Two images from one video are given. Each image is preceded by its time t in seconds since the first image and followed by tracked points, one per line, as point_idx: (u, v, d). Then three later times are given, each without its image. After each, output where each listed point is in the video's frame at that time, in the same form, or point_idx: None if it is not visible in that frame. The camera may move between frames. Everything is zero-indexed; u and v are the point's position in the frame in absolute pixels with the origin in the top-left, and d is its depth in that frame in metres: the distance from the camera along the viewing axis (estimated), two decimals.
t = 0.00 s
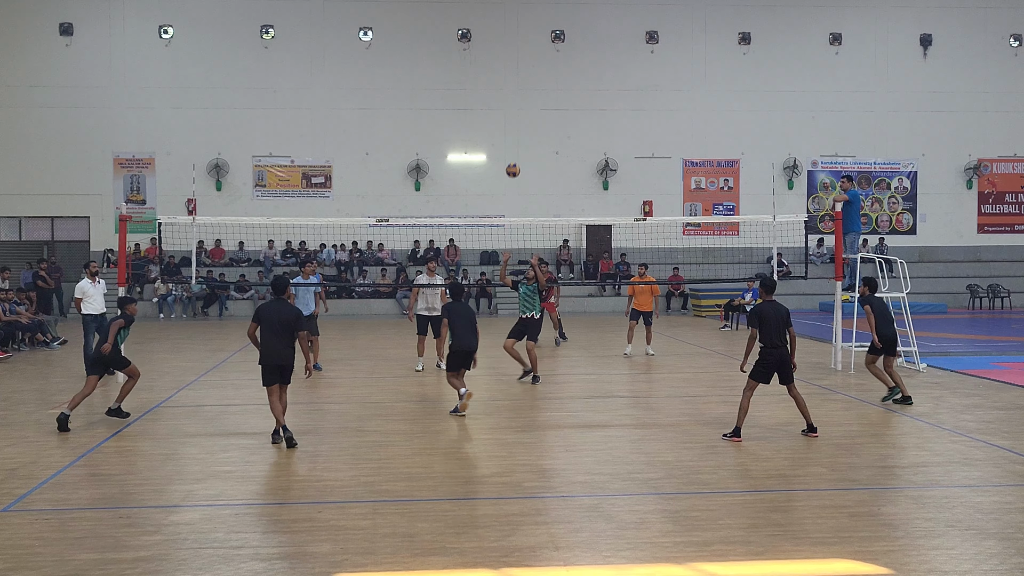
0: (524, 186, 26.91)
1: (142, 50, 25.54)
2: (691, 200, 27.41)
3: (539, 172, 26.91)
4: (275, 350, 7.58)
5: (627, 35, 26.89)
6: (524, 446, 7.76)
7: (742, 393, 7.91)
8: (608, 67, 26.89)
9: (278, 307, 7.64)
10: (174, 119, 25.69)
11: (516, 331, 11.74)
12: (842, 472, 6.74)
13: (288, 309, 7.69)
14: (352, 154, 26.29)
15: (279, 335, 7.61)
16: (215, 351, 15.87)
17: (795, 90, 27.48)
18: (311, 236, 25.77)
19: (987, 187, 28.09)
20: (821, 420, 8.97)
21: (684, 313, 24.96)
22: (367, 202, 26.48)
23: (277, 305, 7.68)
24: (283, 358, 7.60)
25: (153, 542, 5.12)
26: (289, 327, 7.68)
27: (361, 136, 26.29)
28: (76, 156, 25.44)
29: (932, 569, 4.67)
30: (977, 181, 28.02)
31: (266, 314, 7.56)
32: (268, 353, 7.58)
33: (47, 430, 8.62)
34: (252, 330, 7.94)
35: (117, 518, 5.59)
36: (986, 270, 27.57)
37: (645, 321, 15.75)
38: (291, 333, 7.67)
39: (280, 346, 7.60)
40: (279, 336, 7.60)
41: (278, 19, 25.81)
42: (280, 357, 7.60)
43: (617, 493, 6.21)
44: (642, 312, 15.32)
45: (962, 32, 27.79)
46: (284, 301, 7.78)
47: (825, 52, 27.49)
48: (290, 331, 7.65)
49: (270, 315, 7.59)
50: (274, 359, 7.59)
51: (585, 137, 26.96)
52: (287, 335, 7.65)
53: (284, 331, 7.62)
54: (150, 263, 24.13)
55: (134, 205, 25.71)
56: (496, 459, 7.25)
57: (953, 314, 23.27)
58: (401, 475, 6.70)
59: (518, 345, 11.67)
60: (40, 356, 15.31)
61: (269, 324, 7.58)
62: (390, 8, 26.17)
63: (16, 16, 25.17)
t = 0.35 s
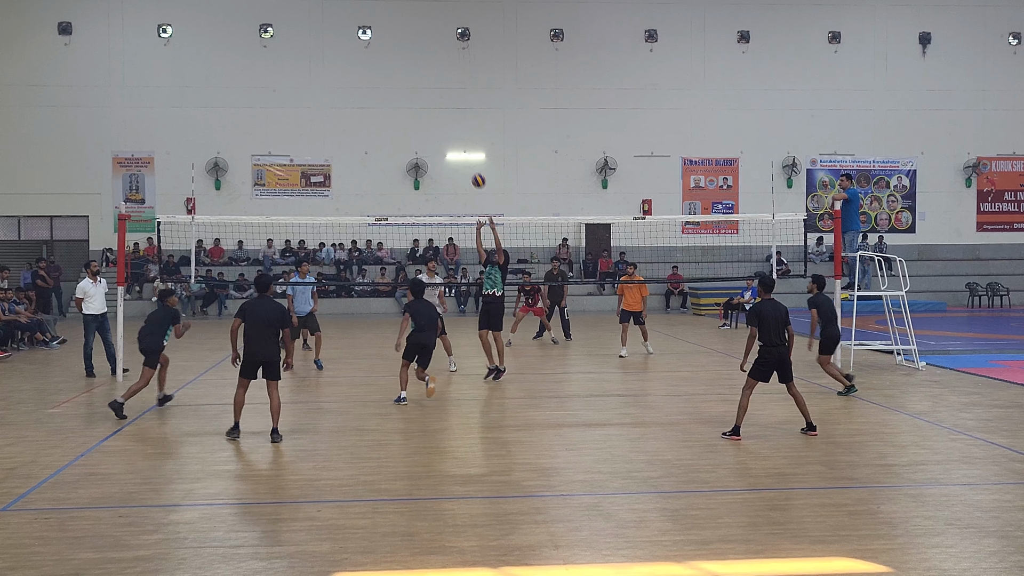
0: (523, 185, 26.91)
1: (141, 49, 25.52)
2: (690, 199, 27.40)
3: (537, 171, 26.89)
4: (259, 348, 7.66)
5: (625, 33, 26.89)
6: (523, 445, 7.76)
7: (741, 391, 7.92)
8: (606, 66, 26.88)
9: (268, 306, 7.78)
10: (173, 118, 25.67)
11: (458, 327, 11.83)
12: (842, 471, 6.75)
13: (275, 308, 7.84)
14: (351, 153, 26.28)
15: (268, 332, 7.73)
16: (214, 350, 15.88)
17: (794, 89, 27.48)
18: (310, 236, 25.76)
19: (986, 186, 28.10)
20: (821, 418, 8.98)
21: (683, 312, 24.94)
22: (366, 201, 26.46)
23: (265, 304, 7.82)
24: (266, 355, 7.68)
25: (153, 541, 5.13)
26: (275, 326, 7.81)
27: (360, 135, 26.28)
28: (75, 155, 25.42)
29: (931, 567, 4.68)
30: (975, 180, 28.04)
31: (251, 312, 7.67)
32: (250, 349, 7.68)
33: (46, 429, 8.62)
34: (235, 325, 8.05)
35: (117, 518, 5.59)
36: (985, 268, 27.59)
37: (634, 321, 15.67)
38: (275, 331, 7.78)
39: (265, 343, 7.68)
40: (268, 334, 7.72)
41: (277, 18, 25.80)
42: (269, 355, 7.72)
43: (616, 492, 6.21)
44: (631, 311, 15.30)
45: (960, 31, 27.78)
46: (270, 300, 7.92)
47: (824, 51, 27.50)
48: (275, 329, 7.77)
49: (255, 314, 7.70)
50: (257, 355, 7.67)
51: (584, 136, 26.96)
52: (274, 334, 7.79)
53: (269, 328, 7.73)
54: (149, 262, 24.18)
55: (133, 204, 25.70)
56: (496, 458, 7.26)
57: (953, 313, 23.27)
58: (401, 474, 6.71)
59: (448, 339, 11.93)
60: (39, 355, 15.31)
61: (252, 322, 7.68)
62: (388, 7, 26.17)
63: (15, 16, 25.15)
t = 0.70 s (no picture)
0: (522, 184, 26.91)
1: (139, 49, 25.48)
2: (688, 198, 27.38)
3: (535, 171, 26.88)
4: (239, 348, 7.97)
5: (623, 32, 26.88)
6: (523, 444, 7.76)
7: (740, 390, 7.93)
8: (604, 65, 26.87)
9: (240, 309, 8.09)
10: (171, 118, 25.64)
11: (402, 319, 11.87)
12: (841, 470, 6.75)
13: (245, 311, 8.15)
14: (349, 152, 26.27)
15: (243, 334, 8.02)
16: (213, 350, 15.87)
17: (793, 88, 27.49)
18: (309, 235, 25.75)
19: (984, 184, 28.13)
20: (819, 417, 8.99)
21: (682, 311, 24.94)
22: (364, 201, 26.44)
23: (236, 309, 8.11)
24: (244, 355, 7.98)
25: (152, 541, 5.13)
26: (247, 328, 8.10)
27: (358, 134, 26.26)
28: (73, 155, 25.40)
29: (930, 566, 4.68)
30: (974, 178, 28.07)
31: (223, 315, 7.93)
32: (228, 351, 7.96)
33: (45, 429, 8.61)
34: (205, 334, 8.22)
35: (116, 518, 5.59)
36: (983, 266, 27.62)
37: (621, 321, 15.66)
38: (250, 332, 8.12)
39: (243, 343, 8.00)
40: (244, 335, 8.02)
41: (275, 17, 25.78)
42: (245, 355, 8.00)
43: (615, 491, 6.21)
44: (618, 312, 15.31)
45: (958, 30, 27.78)
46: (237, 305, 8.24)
47: (822, 50, 27.50)
48: (248, 331, 8.07)
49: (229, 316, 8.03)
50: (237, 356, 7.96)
51: (582, 135, 26.96)
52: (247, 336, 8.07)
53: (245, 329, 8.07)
54: (148, 261, 24.20)
55: (132, 204, 25.68)
56: (495, 458, 7.26)
57: (951, 311, 23.28)
58: (400, 474, 6.70)
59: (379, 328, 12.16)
60: (38, 355, 15.30)
61: (225, 325, 7.99)
62: (386, 7, 26.16)
63: (13, 16, 25.13)
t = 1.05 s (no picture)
0: (521, 184, 26.91)
1: (138, 50, 25.46)
2: (687, 197, 27.38)
3: (534, 170, 26.88)
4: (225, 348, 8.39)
5: (622, 32, 26.89)
6: (522, 444, 7.76)
7: (739, 389, 7.93)
8: (603, 65, 26.88)
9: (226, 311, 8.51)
10: (170, 119, 25.63)
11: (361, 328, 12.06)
12: (840, 469, 6.76)
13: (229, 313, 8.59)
14: (348, 152, 26.26)
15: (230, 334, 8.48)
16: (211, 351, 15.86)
17: (792, 87, 27.49)
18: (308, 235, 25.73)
19: (983, 183, 28.14)
20: (818, 416, 8.99)
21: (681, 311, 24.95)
22: (363, 200, 26.43)
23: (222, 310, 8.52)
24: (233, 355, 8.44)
25: (151, 541, 5.13)
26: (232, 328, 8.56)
27: (356, 134, 26.25)
28: (72, 155, 25.37)
29: (929, 565, 4.68)
30: (973, 177, 28.07)
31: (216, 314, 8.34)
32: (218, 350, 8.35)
33: (45, 430, 8.61)
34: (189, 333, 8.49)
35: (115, 518, 5.59)
36: (982, 265, 27.62)
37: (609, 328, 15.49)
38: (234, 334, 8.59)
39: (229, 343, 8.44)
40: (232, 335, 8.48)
41: (273, 17, 25.77)
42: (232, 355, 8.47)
43: (614, 491, 6.21)
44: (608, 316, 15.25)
45: (956, 29, 27.79)
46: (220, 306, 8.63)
47: (820, 49, 27.52)
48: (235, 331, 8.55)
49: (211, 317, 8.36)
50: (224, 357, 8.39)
51: (581, 135, 26.95)
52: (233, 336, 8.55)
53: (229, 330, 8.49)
54: (148, 262, 24.20)
55: (131, 204, 25.65)
56: (494, 458, 7.26)
57: (950, 310, 23.28)
58: (399, 474, 6.70)
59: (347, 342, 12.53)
60: (37, 356, 15.30)
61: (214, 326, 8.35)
62: (384, 7, 26.16)
63: (11, 16, 25.11)
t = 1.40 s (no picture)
0: (520, 183, 26.90)
1: (137, 49, 25.44)
2: (686, 196, 27.39)
3: (533, 170, 26.88)
4: (209, 348, 8.62)
5: (621, 31, 26.90)
6: (521, 443, 7.77)
7: (737, 389, 7.95)
8: (601, 64, 26.88)
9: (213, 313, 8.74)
10: (169, 119, 25.62)
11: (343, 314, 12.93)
12: (839, 467, 6.76)
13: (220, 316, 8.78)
14: (347, 151, 26.25)
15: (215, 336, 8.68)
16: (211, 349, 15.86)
17: (791, 86, 27.51)
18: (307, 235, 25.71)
19: (981, 182, 28.15)
20: (818, 415, 9.00)
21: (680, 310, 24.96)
22: (363, 200, 26.44)
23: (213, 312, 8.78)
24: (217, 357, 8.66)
25: (151, 541, 5.13)
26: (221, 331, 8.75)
27: (356, 134, 26.25)
28: (71, 155, 25.36)
29: (928, 564, 4.69)
30: (971, 176, 28.09)
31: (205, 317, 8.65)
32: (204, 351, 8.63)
33: (44, 430, 8.61)
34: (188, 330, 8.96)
35: (115, 518, 5.59)
36: (981, 263, 27.66)
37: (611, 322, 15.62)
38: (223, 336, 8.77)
39: (215, 345, 8.66)
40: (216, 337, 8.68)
41: (272, 17, 25.76)
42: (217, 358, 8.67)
43: (613, 490, 6.21)
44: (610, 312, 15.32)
45: (955, 27, 27.81)
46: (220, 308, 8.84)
47: (819, 48, 27.54)
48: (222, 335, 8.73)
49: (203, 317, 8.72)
50: (206, 357, 8.62)
51: (580, 134, 26.95)
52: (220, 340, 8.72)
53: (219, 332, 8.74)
54: (147, 262, 24.19)
55: (129, 204, 25.62)
56: (494, 457, 7.26)
57: (949, 309, 23.28)
58: (399, 474, 6.70)
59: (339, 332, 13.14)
60: (36, 356, 15.30)
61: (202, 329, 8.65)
62: (383, 7, 26.16)
63: (10, 17, 25.10)
